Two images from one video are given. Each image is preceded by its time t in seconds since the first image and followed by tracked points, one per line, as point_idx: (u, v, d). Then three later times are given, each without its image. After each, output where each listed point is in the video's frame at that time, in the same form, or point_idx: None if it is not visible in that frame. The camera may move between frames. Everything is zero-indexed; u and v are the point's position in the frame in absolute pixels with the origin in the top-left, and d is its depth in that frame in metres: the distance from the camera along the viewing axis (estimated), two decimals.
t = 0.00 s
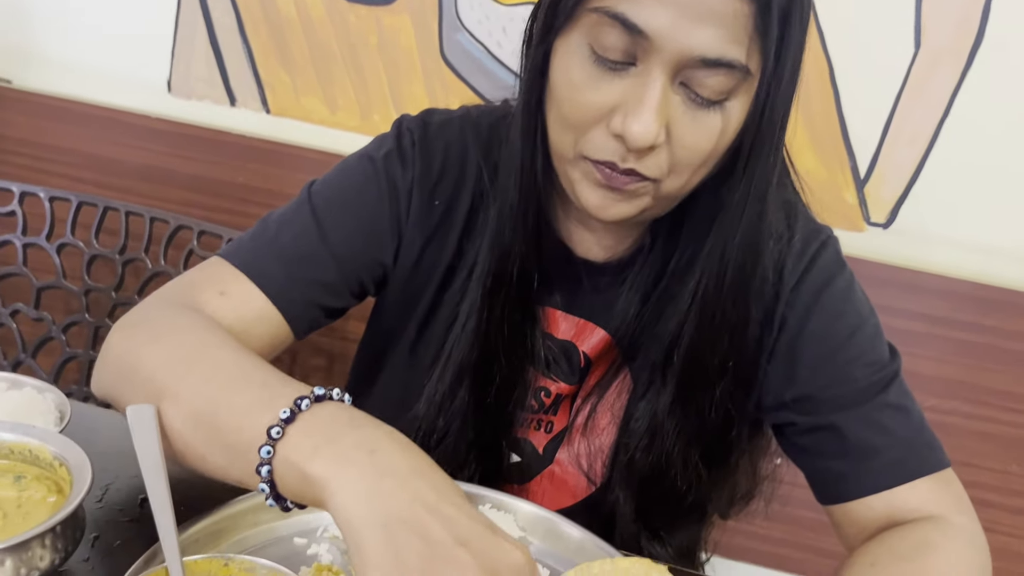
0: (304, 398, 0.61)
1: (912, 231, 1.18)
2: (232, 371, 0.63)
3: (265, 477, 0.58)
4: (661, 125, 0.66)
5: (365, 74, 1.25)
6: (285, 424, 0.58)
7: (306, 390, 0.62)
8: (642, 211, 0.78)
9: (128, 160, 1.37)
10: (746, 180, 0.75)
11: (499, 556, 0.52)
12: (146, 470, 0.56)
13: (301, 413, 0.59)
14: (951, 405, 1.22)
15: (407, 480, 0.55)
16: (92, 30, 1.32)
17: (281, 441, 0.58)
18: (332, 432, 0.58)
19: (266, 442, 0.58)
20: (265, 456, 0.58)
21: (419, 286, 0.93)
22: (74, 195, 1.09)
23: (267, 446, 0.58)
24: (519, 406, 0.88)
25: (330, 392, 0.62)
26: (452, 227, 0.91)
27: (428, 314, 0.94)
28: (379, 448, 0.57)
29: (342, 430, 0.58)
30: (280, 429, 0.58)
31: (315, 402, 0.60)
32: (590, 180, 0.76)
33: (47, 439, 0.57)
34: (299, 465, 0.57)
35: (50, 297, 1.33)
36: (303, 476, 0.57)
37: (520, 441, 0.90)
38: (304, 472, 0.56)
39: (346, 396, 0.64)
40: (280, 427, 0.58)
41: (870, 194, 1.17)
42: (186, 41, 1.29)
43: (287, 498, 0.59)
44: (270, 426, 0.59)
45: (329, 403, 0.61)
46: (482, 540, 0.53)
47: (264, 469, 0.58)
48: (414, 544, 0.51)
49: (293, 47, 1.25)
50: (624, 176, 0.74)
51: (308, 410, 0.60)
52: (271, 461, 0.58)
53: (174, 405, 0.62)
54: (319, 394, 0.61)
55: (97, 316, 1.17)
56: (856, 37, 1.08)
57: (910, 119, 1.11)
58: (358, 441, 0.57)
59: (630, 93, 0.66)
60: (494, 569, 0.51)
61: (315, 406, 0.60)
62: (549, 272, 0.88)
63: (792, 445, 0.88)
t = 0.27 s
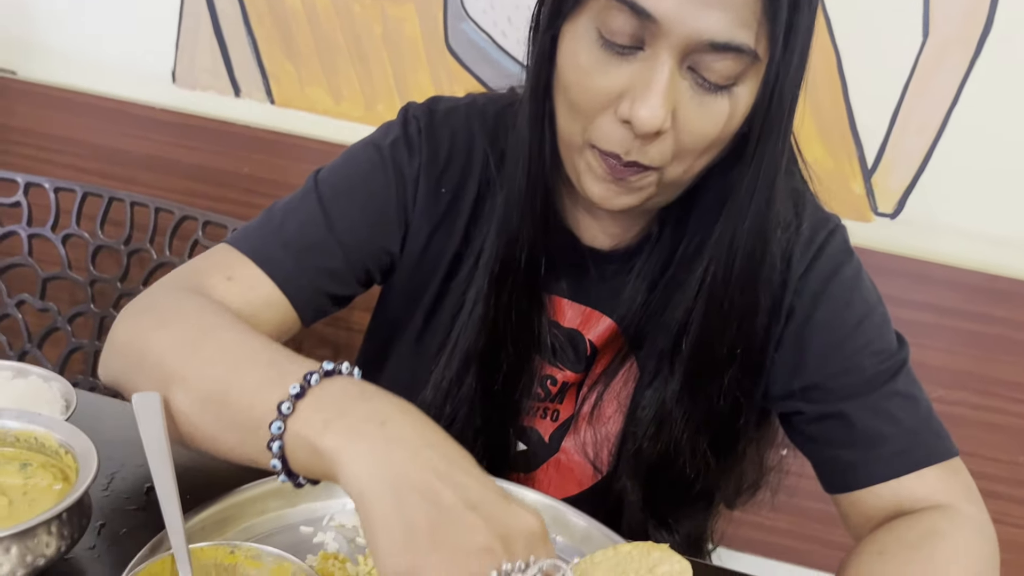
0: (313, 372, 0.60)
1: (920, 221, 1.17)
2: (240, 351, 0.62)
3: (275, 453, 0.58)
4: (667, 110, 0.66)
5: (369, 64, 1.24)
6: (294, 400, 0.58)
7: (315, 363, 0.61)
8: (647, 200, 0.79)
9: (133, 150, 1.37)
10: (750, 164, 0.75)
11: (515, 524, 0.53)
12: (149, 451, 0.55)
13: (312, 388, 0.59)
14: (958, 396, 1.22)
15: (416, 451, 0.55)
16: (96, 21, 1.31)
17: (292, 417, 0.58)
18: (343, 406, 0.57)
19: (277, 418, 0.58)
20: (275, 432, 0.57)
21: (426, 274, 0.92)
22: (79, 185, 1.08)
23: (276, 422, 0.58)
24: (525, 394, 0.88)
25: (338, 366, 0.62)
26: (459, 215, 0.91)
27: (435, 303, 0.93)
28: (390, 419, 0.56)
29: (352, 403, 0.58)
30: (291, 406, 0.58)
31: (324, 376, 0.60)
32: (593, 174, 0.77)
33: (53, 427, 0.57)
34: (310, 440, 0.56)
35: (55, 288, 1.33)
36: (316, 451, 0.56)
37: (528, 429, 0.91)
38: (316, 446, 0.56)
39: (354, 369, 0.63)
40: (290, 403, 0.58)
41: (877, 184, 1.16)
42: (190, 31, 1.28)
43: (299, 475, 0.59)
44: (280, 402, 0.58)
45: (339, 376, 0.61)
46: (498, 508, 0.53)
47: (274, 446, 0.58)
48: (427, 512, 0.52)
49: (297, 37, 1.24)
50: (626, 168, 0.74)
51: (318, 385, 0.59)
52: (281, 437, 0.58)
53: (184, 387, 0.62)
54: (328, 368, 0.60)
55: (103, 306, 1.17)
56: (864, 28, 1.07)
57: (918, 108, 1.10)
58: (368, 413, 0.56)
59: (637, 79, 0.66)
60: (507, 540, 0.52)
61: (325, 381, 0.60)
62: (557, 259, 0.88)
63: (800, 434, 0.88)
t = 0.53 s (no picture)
0: (314, 327, 0.61)
1: (927, 211, 1.16)
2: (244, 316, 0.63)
3: (278, 405, 0.59)
4: (676, 92, 0.66)
5: (375, 54, 1.24)
6: (295, 352, 0.59)
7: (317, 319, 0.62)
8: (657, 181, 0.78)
9: (138, 140, 1.37)
10: (757, 152, 0.75)
11: (510, 459, 0.50)
12: (154, 433, 0.55)
13: (312, 341, 0.59)
14: (966, 387, 1.21)
15: (417, 391, 0.54)
16: (102, 11, 1.31)
17: (292, 368, 0.58)
18: (343, 356, 0.57)
19: (278, 370, 0.59)
20: (277, 385, 0.58)
21: (432, 261, 0.92)
22: (84, 175, 1.08)
23: (278, 375, 0.58)
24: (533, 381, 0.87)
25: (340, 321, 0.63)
26: (465, 201, 0.91)
27: (442, 290, 0.93)
28: (390, 364, 0.56)
29: (353, 353, 0.57)
30: (291, 358, 0.59)
31: (324, 330, 0.60)
32: (600, 155, 0.77)
33: (58, 414, 0.57)
34: (311, 390, 0.57)
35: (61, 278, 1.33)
36: (318, 399, 0.56)
37: (534, 416, 0.90)
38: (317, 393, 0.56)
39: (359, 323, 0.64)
40: (291, 355, 0.59)
41: (884, 171, 1.14)
42: (194, 21, 1.27)
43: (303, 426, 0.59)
44: (280, 355, 0.59)
45: (340, 330, 0.61)
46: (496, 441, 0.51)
47: (277, 398, 0.59)
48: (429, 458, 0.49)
49: (302, 26, 1.23)
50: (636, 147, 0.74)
51: (318, 338, 0.60)
52: (283, 389, 0.58)
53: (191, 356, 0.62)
54: (328, 322, 0.61)
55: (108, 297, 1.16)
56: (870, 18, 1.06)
57: (926, 97, 1.09)
58: (368, 361, 0.56)
59: (646, 60, 0.66)
60: (497, 473, 0.49)
61: (326, 334, 0.60)
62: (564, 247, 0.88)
63: (806, 422, 0.88)
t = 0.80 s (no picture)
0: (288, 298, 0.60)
1: (936, 203, 1.14)
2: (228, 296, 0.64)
3: (264, 381, 0.59)
4: (686, 73, 0.65)
5: (379, 44, 1.23)
6: (271, 327, 0.59)
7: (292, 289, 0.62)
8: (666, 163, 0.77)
9: (143, 132, 1.37)
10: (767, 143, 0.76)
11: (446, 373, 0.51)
12: (157, 420, 0.55)
13: (285, 314, 0.59)
14: (973, 379, 1.21)
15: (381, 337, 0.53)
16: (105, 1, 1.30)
17: (270, 343, 0.58)
18: (316, 322, 0.56)
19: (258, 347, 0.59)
20: (259, 361, 0.59)
21: (437, 252, 0.92)
22: (89, 166, 1.08)
23: (259, 351, 0.59)
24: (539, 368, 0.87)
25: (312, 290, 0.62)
26: (470, 190, 0.90)
27: (448, 280, 0.93)
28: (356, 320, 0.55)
29: (325, 318, 0.56)
30: (268, 333, 0.58)
31: (296, 300, 0.60)
32: (612, 128, 0.75)
33: (61, 401, 0.56)
34: (289, 361, 0.56)
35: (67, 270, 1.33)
36: (296, 367, 0.56)
37: (540, 406, 0.89)
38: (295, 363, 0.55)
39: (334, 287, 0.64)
40: (267, 331, 0.59)
41: (892, 162, 1.13)
42: (198, 12, 1.27)
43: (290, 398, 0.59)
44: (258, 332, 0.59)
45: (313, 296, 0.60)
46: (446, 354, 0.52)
47: (261, 373, 0.59)
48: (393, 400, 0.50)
49: (306, 16, 1.23)
50: (645, 123, 0.72)
51: (291, 308, 0.59)
52: (265, 364, 0.59)
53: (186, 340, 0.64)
54: (300, 292, 0.60)
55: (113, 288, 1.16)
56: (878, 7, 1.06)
57: (935, 86, 1.08)
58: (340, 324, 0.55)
59: (655, 40, 0.66)
60: (438, 382, 0.50)
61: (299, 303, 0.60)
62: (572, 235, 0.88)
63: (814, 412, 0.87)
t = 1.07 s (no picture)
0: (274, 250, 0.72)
1: (942, 199, 1.13)
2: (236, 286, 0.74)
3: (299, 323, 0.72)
4: (664, 74, 0.67)
5: (383, 39, 1.22)
6: (278, 282, 0.71)
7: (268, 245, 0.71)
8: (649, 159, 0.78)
9: (146, 126, 1.37)
10: (766, 139, 0.77)
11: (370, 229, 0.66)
12: (160, 413, 0.55)
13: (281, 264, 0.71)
14: (979, 376, 1.20)
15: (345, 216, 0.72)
16: None
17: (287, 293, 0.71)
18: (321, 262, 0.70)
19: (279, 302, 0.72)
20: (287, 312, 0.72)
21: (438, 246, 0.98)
22: (92, 159, 1.07)
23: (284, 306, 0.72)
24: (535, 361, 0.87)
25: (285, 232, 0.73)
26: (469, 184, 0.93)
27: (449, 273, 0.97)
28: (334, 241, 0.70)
29: (321, 256, 0.70)
30: (281, 289, 0.71)
31: (283, 249, 0.72)
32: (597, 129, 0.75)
33: (64, 394, 0.56)
34: (317, 300, 0.71)
35: (70, 263, 1.33)
36: (327, 301, 0.71)
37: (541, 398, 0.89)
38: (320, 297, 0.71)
39: (284, 241, 0.72)
40: (279, 287, 0.71)
41: (897, 158, 1.12)
42: (202, 6, 1.27)
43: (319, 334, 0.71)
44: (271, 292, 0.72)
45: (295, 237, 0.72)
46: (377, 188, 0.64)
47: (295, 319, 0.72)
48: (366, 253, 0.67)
49: (311, 10, 1.22)
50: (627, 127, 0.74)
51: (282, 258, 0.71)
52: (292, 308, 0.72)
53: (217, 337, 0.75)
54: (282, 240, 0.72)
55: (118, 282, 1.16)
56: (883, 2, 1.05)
57: (941, 82, 1.07)
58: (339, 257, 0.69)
59: (638, 39, 0.67)
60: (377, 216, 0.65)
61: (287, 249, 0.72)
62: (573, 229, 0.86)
63: (817, 405, 0.88)
